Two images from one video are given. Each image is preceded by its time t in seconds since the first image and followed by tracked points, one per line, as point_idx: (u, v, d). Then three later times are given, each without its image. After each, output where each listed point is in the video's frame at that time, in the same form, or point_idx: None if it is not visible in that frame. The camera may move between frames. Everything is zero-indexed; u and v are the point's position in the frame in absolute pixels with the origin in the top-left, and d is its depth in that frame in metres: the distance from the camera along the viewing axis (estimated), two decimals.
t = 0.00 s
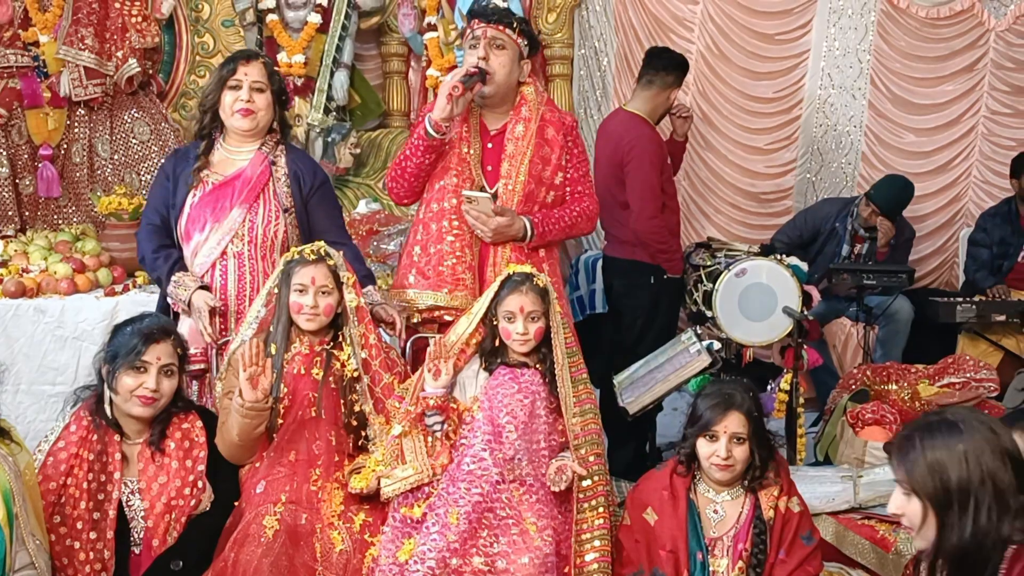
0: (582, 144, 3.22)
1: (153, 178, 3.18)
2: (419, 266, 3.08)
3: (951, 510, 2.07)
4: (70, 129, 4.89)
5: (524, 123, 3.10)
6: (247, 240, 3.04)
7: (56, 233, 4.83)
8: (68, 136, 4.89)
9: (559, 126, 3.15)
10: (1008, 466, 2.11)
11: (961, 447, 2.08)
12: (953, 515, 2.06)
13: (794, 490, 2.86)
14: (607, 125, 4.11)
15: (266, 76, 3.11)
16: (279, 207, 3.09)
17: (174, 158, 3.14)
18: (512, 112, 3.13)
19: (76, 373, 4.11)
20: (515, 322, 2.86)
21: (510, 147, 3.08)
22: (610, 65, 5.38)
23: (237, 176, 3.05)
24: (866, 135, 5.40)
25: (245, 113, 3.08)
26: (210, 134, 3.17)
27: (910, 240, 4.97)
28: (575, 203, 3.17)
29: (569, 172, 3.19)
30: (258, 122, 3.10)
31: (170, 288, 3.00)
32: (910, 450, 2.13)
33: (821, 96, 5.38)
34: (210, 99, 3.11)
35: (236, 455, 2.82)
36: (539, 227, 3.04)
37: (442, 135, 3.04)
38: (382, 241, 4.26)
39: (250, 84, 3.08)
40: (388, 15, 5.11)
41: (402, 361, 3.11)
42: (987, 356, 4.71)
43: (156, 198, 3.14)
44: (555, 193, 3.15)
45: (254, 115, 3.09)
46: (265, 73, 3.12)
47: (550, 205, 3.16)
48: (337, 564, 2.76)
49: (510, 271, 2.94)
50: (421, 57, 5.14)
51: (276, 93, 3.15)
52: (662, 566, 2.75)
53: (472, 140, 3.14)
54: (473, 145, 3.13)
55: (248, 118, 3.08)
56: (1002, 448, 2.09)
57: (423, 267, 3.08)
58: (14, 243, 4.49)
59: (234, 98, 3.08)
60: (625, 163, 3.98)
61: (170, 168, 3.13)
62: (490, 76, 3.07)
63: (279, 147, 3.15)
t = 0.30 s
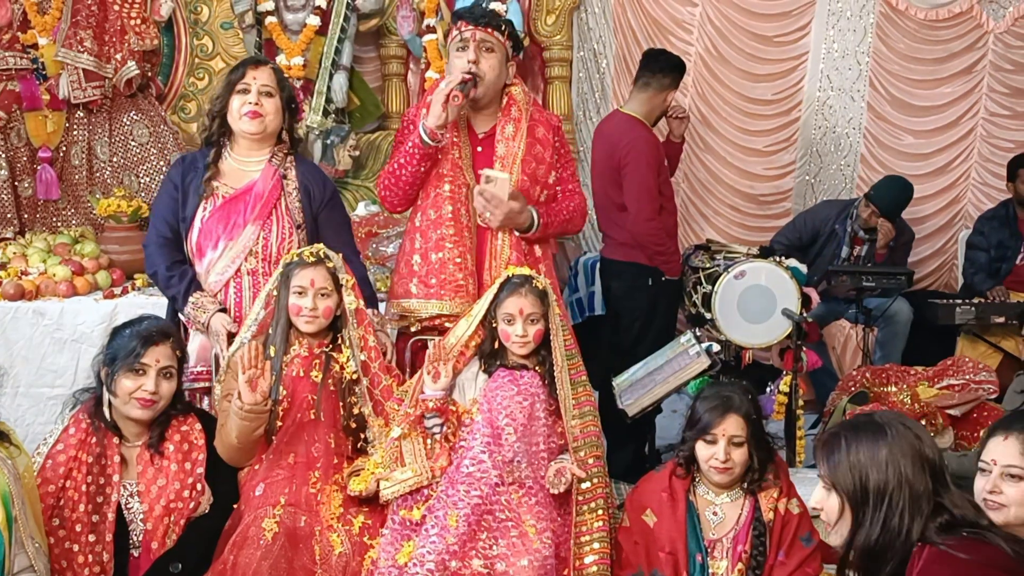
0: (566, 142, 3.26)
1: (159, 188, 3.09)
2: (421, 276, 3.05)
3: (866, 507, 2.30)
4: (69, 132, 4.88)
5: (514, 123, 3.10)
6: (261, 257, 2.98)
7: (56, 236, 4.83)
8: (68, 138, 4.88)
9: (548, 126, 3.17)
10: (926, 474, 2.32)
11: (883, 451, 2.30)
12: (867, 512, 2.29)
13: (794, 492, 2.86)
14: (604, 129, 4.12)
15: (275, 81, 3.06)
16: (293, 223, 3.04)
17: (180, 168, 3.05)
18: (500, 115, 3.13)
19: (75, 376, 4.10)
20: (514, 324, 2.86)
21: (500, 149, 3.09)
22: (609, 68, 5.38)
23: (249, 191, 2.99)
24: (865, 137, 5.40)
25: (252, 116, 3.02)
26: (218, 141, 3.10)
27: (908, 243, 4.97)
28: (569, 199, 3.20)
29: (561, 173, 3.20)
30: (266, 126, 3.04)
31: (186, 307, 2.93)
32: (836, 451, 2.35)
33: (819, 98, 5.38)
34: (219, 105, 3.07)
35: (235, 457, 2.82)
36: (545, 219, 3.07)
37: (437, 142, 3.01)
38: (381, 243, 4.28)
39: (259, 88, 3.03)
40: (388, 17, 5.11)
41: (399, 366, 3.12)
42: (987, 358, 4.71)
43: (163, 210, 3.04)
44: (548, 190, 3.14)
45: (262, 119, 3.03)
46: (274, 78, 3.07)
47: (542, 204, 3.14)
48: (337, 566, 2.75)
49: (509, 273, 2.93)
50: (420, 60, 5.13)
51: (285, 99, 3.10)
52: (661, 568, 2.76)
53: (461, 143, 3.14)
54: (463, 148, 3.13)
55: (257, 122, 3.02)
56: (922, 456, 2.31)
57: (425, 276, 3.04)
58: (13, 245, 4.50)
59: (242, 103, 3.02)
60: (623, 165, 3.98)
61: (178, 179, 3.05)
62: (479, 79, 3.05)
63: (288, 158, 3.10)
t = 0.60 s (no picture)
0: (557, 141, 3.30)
1: (163, 191, 3.08)
2: (422, 279, 3.05)
3: (826, 500, 2.14)
4: (69, 132, 4.88)
5: (511, 124, 3.11)
6: (264, 263, 2.98)
7: (56, 236, 4.83)
8: (67, 139, 4.88)
9: (541, 126, 3.19)
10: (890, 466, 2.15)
11: (844, 443, 2.14)
12: (828, 505, 2.14)
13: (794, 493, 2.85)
14: (603, 129, 4.11)
15: (278, 86, 3.04)
16: (297, 228, 3.04)
17: (184, 172, 3.05)
18: (493, 116, 3.13)
19: (75, 376, 4.10)
20: (514, 324, 2.87)
21: (497, 151, 3.09)
22: (609, 68, 5.39)
23: (254, 197, 2.99)
24: (865, 137, 5.40)
25: (258, 124, 3.00)
26: (223, 146, 3.08)
27: (908, 243, 4.97)
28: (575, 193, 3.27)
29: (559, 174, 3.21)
30: (271, 133, 3.02)
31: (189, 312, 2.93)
32: (797, 442, 2.19)
33: (819, 98, 5.38)
34: (223, 111, 3.04)
35: (235, 458, 2.82)
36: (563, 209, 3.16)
37: (439, 145, 3.02)
38: (381, 243, 4.29)
39: (264, 94, 3.01)
40: (387, 18, 5.12)
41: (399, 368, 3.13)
42: (986, 358, 4.71)
43: (166, 213, 3.04)
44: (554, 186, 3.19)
45: (267, 126, 3.01)
46: (278, 82, 3.05)
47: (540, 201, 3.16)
48: (337, 566, 2.75)
49: (509, 273, 2.93)
50: (420, 60, 5.14)
51: (290, 103, 3.08)
52: (661, 568, 2.76)
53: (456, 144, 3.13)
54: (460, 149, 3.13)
55: (262, 129, 3.01)
56: (886, 448, 2.14)
57: (426, 279, 3.05)
58: (13, 246, 4.50)
59: (247, 109, 3.00)
60: (622, 165, 3.98)
61: (182, 184, 3.04)
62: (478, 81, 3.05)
63: (293, 162, 3.09)
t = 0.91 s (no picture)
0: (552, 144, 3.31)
1: (165, 192, 3.08)
2: (424, 282, 3.06)
3: (832, 502, 2.18)
4: (70, 134, 4.88)
5: (511, 127, 3.10)
6: (265, 265, 2.98)
7: (57, 238, 4.83)
8: (69, 141, 4.89)
9: (539, 129, 3.20)
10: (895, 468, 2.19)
11: (849, 445, 2.18)
12: (834, 507, 2.17)
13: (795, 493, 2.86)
14: (605, 130, 4.11)
15: (279, 91, 3.03)
16: (298, 231, 3.04)
17: (186, 174, 3.05)
18: (492, 118, 3.12)
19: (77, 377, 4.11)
20: (516, 325, 2.87)
21: (499, 153, 3.09)
22: (610, 69, 5.38)
23: (255, 199, 2.99)
24: (865, 138, 5.41)
25: (259, 131, 3.00)
26: (226, 150, 3.08)
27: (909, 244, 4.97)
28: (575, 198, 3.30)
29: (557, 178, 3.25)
30: (273, 140, 3.02)
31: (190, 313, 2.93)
32: (802, 445, 2.23)
33: (820, 99, 5.39)
34: (224, 117, 3.03)
35: (237, 459, 2.82)
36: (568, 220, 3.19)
37: (445, 148, 3.02)
38: (382, 245, 4.31)
39: (264, 100, 3.00)
40: (388, 19, 5.12)
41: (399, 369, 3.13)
42: (987, 359, 4.71)
43: (169, 216, 3.04)
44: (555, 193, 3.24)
45: (269, 134, 3.01)
46: (278, 88, 3.04)
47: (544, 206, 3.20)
48: (339, 568, 2.75)
49: (511, 274, 2.93)
50: (421, 61, 5.15)
51: (291, 107, 3.07)
52: (663, 569, 2.76)
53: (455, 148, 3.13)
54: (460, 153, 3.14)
55: (264, 137, 3.00)
56: (890, 449, 2.18)
57: (427, 281, 3.05)
58: (14, 247, 4.51)
59: (248, 116, 3.00)
60: (622, 167, 3.98)
61: (184, 185, 3.04)
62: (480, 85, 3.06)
63: (295, 164, 3.10)
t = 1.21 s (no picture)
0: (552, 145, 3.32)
1: (167, 192, 3.08)
2: (441, 282, 3.03)
3: (873, 529, 2.17)
4: (72, 135, 4.89)
5: (514, 127, 3.12)
6: (267, 265, 2.99)
7: (59, 239, 4.84)
8: (70, 142, 4.89)
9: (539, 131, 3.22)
10: (934, 490, 2.19)
11: (889, 469, 2.17)
12: (874, 534, 2.17)
13: (797, 493, 2.86)
14: (605, 131, 4.11)
15: (283, 94, 3.04)
16: (300, 232, 3.04)
17: (189, 174, 3.05)
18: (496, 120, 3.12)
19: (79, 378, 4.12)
20: (517, 326, 2.88)
21: (506, 152, 3.11)
22: (611, 70, 5.37)
23: (258, 199, 2.99)
24: (865, 139, 5.41)
25: (264, 133, 3.01)
26: (229, 151, 3.09)
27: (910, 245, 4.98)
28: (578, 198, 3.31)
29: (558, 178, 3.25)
30: (276, 143, 3.03)
31: (192, 314, 2.93)
32: (839, 470, 2.22)
33: (821, 99, 5.39)
34: (227, 118, 3.04)
35: (240, 459, 2.83)
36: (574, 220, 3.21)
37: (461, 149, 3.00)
38: (384, 246, 4.33)
39: (268, 102, 3.01)
40: (389, 21, 5.13)
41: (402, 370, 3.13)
42: (988, 360, 4.71)
43: (172, 216, 3.04)
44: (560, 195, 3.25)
45: (273, 136, 3.02)
46: (282, 90, 3.05)
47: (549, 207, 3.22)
48: (341, 568, 2.76)
49: (513, 275, 2.93)
50: (422, 62, 5.16)
51: (295, 109, 3.08)
52: (664, 570, 2.77)
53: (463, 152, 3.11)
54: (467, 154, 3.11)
55: (268, 139, 3.01)
56: (929, 473, 2.18)
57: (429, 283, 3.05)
58: (16, 248, 4.51)
59: (252, 118, 3.01)
60: (623, 168, 3.99)
61: (187, 185, 3.04)
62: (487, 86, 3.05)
63: (298, 166, 3.10)
